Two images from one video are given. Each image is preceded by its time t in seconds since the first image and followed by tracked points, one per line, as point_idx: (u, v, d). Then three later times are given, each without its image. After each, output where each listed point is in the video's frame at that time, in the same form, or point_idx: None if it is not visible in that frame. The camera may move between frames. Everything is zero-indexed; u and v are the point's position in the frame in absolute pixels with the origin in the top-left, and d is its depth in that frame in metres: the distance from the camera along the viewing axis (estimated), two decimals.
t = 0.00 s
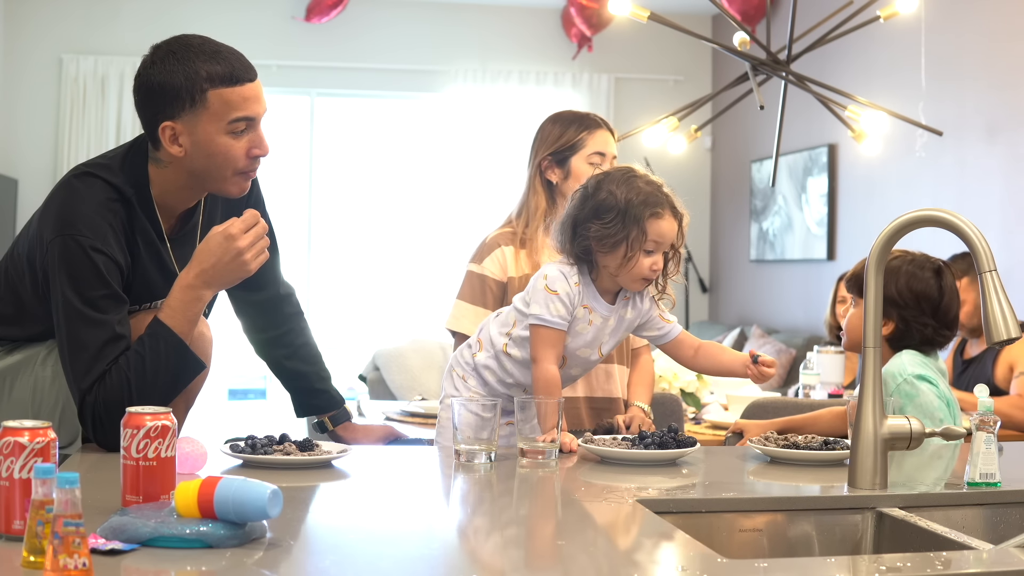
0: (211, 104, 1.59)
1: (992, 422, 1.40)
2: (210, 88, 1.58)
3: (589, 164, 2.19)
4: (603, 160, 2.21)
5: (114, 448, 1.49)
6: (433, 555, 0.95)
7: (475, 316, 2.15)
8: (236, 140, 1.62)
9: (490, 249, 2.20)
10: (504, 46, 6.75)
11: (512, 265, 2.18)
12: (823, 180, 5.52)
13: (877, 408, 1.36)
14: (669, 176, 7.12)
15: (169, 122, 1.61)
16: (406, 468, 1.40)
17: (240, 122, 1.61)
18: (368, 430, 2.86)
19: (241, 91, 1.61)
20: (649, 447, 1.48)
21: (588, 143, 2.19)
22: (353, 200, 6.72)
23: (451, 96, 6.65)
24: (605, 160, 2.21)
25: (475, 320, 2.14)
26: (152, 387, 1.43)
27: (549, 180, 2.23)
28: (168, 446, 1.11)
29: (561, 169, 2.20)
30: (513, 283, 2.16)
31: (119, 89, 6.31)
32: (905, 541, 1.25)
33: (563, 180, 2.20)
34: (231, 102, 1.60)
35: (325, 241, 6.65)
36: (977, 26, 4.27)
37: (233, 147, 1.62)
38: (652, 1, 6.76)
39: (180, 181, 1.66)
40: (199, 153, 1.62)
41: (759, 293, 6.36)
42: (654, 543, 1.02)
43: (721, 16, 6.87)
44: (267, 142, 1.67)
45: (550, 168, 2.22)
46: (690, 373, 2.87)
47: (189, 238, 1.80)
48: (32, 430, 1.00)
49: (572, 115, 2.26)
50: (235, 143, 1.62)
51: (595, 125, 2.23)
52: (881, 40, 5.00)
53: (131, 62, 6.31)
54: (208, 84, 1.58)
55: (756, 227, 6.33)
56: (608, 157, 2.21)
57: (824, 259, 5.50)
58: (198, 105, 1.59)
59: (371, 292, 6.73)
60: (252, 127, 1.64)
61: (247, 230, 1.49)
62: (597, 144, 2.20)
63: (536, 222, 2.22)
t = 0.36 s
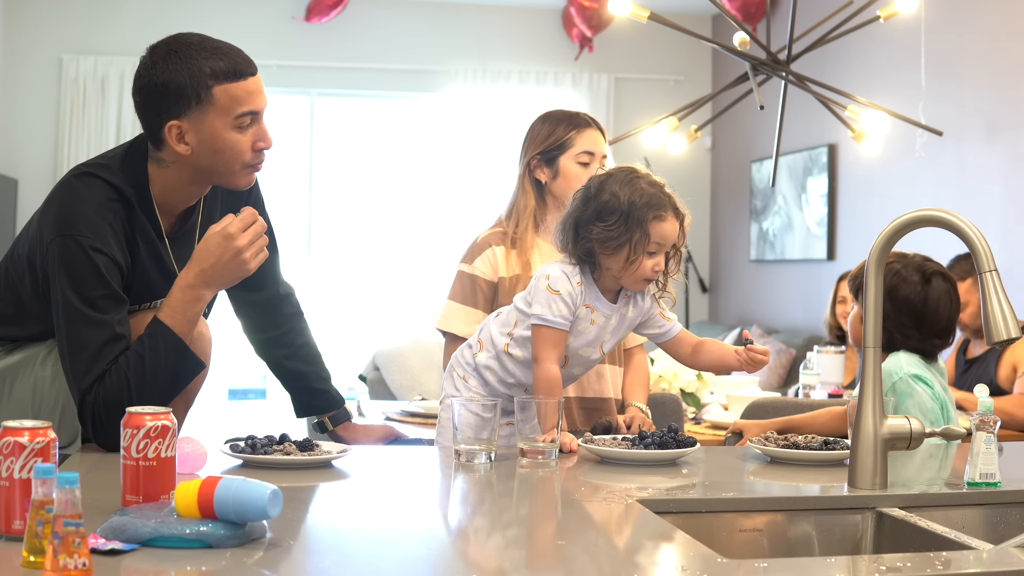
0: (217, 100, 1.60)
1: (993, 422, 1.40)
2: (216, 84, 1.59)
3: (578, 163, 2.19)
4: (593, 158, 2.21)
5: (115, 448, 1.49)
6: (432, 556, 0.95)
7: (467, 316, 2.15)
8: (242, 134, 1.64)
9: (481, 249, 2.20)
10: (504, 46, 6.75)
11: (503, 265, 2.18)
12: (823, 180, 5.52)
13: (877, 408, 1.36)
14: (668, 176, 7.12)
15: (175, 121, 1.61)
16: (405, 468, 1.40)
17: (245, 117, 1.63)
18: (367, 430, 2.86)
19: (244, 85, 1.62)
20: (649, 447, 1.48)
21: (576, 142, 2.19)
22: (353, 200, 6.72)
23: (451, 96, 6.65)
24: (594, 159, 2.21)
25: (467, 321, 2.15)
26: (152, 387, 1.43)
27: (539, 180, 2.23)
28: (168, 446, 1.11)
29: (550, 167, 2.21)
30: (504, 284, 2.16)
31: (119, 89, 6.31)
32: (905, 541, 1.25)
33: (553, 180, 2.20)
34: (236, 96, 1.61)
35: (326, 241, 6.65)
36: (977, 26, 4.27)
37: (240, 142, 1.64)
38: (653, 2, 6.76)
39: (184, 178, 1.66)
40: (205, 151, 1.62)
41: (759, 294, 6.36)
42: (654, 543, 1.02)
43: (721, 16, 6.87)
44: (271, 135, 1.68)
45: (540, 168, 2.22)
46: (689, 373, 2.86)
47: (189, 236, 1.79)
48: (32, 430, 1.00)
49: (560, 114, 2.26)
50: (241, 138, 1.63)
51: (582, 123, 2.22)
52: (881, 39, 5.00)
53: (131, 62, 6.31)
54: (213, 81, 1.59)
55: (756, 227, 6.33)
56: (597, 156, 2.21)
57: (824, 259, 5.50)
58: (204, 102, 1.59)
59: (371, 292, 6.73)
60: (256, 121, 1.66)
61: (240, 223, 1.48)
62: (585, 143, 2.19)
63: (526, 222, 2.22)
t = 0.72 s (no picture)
0: (229, 84, 1.61)
1: (993, 422, 1.40)
2: (229, 68, 1.61)
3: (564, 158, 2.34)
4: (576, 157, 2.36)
5: (115, 447, 1.49)
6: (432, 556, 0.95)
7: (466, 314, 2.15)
8: (252, 119, 1.65)
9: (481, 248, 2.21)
10: (504, 46, 6.75)
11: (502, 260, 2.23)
12: (823, 180, 5.52)
13: (877, 408, 1.35)
14: (668, 176, 7.12)
15: (186, 104, 1.61)
16: (405, 469, 1.40)
17: (256, 101, 1.65)
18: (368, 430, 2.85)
19: (255, 70, 1.64)
20: (649, 447, 1.48)
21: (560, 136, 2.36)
22: (353, 200, 6.72)
23: (451, 96, 6.65)
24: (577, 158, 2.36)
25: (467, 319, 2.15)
26: (151, 389, 1.42)
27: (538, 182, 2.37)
28: (168, 446, 1.11)
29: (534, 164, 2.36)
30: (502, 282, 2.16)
31: (119, 89, 6.31)
32: (906, 541, 1.25)
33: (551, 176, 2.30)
34: (248, 81, 1.63)
35: (326, 241, 6.65)
36: (978, 26, 4.27)
37: (249, 125, 1.65)
38: (653, 2, 6.75)
39: (190, 165, 1.66)
40: (216, 135, 1.63)
41: (759, 294, 6.35)
42: (655, 543, 1.02)
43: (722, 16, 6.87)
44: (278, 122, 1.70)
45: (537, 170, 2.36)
46: (690, 373, 2.86)
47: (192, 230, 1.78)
48: (32, 430, 1.00)
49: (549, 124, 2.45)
50: (251, 122, 1.65)
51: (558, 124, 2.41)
52: (881, 40, 5.00)
53: (131, 62, 6.31)
54: (226, 65, 1.61)
55: (756, 228, 6.33)
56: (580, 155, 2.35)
57: (824, 260, 5.50)
58: (218, 85, 1.61)
59: (371, 292, 6.72)
60: (265, 108, 1.68)
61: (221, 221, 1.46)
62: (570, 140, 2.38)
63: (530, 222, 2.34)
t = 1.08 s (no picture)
0: (232, 77, 1.61)
1: (993, 422, 1.40)
2: (232, 61, 1.61)
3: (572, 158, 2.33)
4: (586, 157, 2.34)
5: (115, 447, 1.49)
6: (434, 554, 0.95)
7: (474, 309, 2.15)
8: (254, 112, 1.65)
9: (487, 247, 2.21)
10: (504, 46, 6.75)
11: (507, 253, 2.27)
12: (823, 180, 5.52)
13: (877, 408, 1.35)
14: (668, 175, 7.12)
15: (190, 97, 1.61)
16: (405, 469, 1.41)
17: (258, 94, 1.65)
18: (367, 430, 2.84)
19: (257, 62, 1.65)
20: (650, 447, 1.48)
21: (568, 138, 2.33)
22: (353, 199, 6.72)
23: (451, 96, 6.65)
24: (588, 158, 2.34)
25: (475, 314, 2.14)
26: (152, 386, 1.42)
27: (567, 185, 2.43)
28: (168, 447, 1.11)
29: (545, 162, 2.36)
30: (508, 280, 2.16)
31: (119, 89, 6.32)
32: (905, 542, 1.25)
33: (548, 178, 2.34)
34: (250, 74, 1.63)
35: (326, 241, 6.65)
36: (977, 26, 4.27)
37: (252, 118, 1.65)
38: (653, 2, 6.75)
39: (194, 158, 1.66)
40: (220, 128, 1.63)
41: (759, 294, 6.35)
42: (655, 542, 1.02)
43: (721, 16, 6.87)
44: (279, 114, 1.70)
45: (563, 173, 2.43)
46: (690, 373, 2.86)
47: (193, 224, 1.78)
48: (32, 430, 1.00)
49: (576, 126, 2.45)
50: (254, 115, 1.65)
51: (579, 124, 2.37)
52: (881, 39, 5.00)
53: (131, 62, 6.31)
54: (229, 58, 1.61)
55: (756, 228, 6.33)
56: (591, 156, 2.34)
57: (824, 259, 5.50)
58: (221, 78, 1.61)
59: (371, 292, 6.72)
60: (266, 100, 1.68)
61: (219, 222, 1.45)
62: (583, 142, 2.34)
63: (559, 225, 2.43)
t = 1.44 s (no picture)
0: (234, 77, 1.62)
1: (993, 422, 1.40)
2: (233, 61, 1.62)
3: (559, 156, 2.30)
4: (575, 153, 2.30)
5: (114, 447, 1.49)
6: (436, 555, 0.95)
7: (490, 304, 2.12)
8: (254, 111, 1.67)
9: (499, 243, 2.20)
10: (503, 45, 6.75)
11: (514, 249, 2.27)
12: (823, 180, 5.52)
13: (877, 408, 1.35)
14: (668, 175, 7.12)
15: (191, 97, 1.62)
16: (405, 469, 1.40)
17: (259, 94, 1.67)
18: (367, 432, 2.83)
19: (257, 62, 1.66)
20: (650, 447, 1.48)
21: (561, 137, 2.31)
22: (352, 199, 6.71)
23: (451, 96, 6.65)
24: (576, 153, 2.30)
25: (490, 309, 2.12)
26: (153, 386, 1.42)
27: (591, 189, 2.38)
28: (168, 446, 1.11)
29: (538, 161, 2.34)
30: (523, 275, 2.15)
31: (119, 89, 6.31)
32: (906, 542, 1.25)
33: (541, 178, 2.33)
34: (251, 74, 1.65)
35: (326, 242, 6.65)
36: (977, 26, 4.27)
37: (252, 117, 1.67)
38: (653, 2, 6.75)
39: (192, 158, 1.67)
40: (221, 128, 1.64)
41: (759, 293, 6.35)
42: (655, 542, 1.02)
43: (722, 16, 6.87)
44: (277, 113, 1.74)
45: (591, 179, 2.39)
46: (690, 373, 2.86)
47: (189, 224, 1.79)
48: (32, 430, 1.00)
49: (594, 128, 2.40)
50: (253, 114, 1.67)
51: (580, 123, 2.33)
52: (881, 39, 5.00)
53: (131, 62, 6.31)
54: (230, 57, 1.62)
55: (756, 227, 6.33)
56: (579, 151, 2.30)
57: (824, 259, 5.50)
58: (222, 78, 1.61)
59: (371, 292, 6.71)
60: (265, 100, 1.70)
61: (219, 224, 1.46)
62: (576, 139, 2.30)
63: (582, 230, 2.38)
